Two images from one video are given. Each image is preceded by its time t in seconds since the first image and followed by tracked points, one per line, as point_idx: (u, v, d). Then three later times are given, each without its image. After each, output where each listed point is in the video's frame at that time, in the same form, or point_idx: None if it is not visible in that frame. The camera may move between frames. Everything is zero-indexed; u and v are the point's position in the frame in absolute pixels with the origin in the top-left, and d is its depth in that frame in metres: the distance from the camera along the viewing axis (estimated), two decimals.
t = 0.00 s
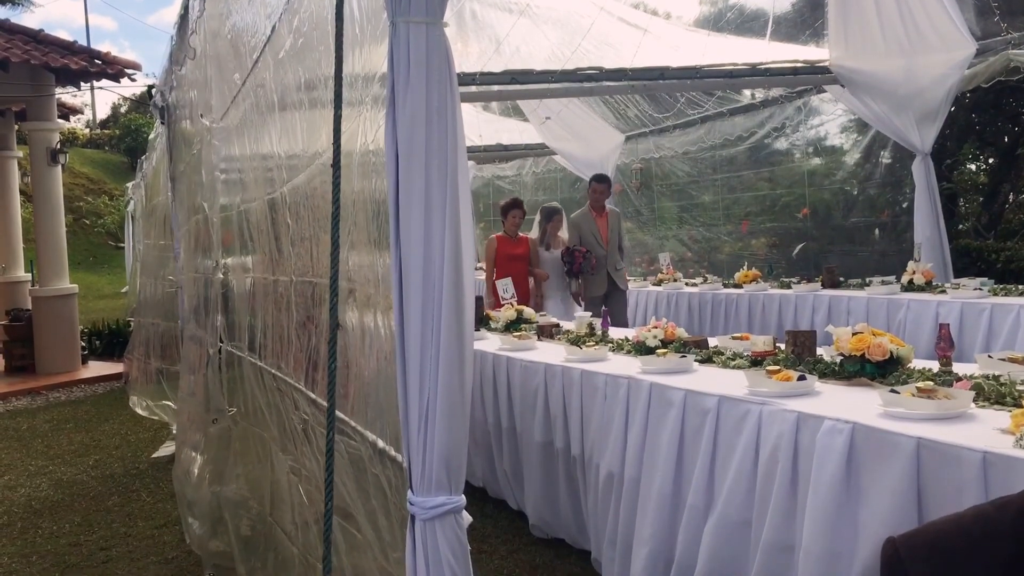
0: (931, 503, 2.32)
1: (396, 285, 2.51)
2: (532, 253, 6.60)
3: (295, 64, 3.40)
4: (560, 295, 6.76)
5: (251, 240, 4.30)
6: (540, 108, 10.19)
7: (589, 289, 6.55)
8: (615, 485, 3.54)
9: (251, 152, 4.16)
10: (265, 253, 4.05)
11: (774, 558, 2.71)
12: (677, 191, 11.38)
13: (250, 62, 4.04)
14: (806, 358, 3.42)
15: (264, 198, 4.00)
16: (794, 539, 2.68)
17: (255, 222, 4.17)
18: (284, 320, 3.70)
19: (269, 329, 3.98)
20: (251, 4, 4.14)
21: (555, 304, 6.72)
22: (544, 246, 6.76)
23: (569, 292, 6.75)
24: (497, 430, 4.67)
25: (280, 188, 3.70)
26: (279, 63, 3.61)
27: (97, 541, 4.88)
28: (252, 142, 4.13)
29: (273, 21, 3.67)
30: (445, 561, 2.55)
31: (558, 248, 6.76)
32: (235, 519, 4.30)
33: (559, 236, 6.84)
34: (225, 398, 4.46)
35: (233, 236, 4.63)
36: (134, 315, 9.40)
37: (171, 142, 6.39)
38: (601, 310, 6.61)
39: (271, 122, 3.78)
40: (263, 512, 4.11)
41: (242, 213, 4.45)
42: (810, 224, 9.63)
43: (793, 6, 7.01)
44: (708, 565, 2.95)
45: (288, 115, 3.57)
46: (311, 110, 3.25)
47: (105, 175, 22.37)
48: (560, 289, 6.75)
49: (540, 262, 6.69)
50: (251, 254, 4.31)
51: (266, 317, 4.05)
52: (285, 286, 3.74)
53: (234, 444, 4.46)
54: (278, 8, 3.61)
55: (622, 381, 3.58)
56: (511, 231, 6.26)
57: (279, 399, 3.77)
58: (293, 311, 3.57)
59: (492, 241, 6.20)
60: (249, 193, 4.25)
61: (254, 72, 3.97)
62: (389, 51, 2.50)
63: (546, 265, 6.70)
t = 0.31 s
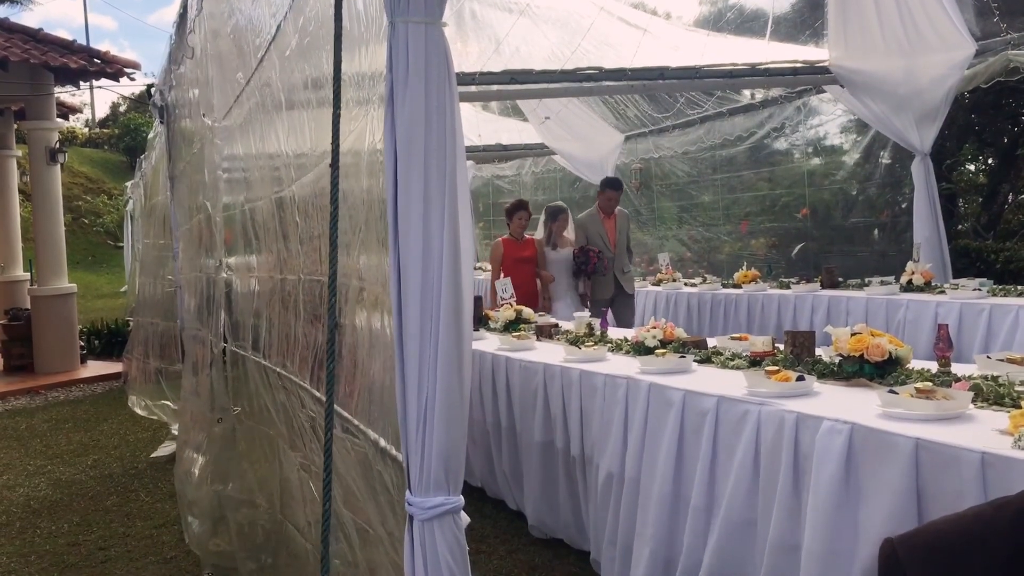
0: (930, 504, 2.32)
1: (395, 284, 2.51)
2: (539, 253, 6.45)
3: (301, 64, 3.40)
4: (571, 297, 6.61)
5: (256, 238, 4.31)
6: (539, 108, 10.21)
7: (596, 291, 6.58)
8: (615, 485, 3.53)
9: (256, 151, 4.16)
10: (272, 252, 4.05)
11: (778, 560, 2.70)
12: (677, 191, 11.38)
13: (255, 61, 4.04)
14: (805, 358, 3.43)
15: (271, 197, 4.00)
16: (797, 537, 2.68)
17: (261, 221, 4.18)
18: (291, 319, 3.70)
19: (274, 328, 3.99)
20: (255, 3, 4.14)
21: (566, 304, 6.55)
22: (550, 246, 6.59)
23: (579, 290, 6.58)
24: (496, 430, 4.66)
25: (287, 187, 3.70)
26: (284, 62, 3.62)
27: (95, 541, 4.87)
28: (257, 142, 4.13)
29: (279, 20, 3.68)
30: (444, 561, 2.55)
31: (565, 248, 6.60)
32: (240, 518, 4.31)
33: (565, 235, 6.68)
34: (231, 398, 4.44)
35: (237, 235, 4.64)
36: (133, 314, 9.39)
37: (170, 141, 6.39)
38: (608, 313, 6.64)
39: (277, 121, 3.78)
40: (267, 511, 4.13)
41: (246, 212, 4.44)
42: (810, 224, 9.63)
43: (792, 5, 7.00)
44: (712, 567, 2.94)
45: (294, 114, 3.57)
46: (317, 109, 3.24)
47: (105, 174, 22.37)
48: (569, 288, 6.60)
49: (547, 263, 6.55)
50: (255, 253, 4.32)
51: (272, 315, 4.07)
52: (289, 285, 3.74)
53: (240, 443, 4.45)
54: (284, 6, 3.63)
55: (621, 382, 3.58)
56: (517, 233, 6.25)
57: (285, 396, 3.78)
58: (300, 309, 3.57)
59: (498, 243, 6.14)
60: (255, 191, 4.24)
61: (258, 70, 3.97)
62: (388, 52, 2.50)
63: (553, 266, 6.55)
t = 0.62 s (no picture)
0: (929, 505, 2.32)
1: (395, 284, 2.52)
2: (542, 252, 6.39)
3: (307, 63, 3.42)
4: (574, 294, 6.58)
5: (263, 238, 4.32)
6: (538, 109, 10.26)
7: (604, 290, 6.44)
8: (614, 486, 3.54)
9: (262, 151, 4.17)
10: (278, 251, 4.06)
11: (781, 560, 2.70)
12: (676, 192, 11.39)
13: (259, 61, 4.05)
14: (803, 359, 3.44)
15: (277, 197, 4.01)
16: (798, 537, 2.68)
17: (269, 221, 4.18)
18: (298, 319, 3.72)
19: (282, 327, 4.01)
20: (260, 3, 4.15)
21: (570, 303, 6.58)
22: (553, 245, 6.51)
23: (583, 288, 6.61)
24: (496, 430, 4.66)
25: (294, 187, 3.71)
26: (290, 62, 3.64)
27: (93, 541, 4.87)
28: (263, 141, 4.14)
29: (282, 20, 3.69)
30: (444, 562, 2.56)
31: (569, 246, 6.53)
32: (240, 517, 4.32)
33: (569, 233, 6.58)
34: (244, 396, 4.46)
35: (242, 236, 4.65)
36: (132, 314, 9.39)
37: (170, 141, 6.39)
38: (616, 312, 6.49)
39: (283, 121, 3.79)
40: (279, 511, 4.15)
41: (252, 211, 4.51)
42: (809, 225, 9.64)
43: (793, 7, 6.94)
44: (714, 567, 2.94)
45: (301, 114, 3.57)
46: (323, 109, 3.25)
47: (103, 174, 22.37)
48: (574, 287, 6.58)
49: (549, 261, 6.49)
50: (263, 253, 4.34)
51: (281, 315, 4.09)
52: (296, 284, 3.76)
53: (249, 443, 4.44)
54: (286, 6, 3.64)
55: (620, 382, 3.59)
56: (520, 231, 6.29)
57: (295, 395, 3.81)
58: (306, 310, 3.58)
59: (503, 241, 6.20)
60: (262, 191, 4.25)
61: (262, 70, 3.98)
62: (388, 52, 2.51)
63: (557, 264, 6.50)
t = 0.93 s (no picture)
0: (925, 508, 2.32)
1: (392, 285, 2.51)
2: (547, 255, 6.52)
3: (308, 64, 3.42)
4: (579, 296, 6.74)
5: (263, 239, 4.30)
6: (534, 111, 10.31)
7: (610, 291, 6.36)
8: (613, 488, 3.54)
9: (264, 151, 4.16)
10: (280, 252, 4.06)
11: (783, 560, 2.69)
12: (674, 194, 11.39)
13: (259, 61, 4.04)
14: (800, 361, 3.43)
15: (279, 198, 4.01)
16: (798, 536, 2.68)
17: (272, 222, 4.16)
18: (301, 320, 3.71)
19: (284, 326, 4.01)
20: (261, 3, 4.16)
21: (574, 305, 6.74)
22: (558, 248, 6.66)
23: (587, 292, 6.72)
24: (493, 433, 4.65)
25: (297, 187, 3.70)
26: (290, 63, 3.64)
27: (89, 541, 4.86)
28: (264, 141, 4.14)
29: (282, 19, 3.69)
30: (440, 563, 2.55)
31: (574, 250, 6.68)
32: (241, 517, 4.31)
33: (574, 237, 6.73)
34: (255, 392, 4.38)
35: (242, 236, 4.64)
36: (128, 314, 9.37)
37: (168, 141, 6.38)
38: (621, 312, 6.42)
39: (284, 122, 3.78)
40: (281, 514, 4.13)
41: (255, 212, 4.41)
42: (806, 228, 9.64)
43: (791, 10, 7.01)
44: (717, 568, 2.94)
45: (303, 114, 3.57)
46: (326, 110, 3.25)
47: (100, 174, 22.35)
48: (578, 290, 6.71)
49: (554, 264, 6.64)
50: (263, 253, 4.33)
51: (284, 314, 4.09)
52: (297, 283, 3.76)
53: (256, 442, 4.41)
54: (287, 6, 3.65)
55: (617, 384, 3.59)
56: (523, 233, 6.23)
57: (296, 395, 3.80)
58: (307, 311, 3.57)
59: (506, 243, 6.14)
60: (263, 191, 4.25)
61: (262, 71, 3.98)
62: (386, 52, 2.51)
63: (561, 267, 6.64)
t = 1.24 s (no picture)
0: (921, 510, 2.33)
1: (390, 287, 2.51)
2: (555, 257, 6.31)
3: (307, 65, 3.43)
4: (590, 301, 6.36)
5: (264, 241, 4.30)
6: (531, 114, 10.37)
7: (618, 298, 6.25)
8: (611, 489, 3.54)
9: (264, 152, 4.16)
10: (279, 252, 4.05)
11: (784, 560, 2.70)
12: (671, 197, 11.41)
13: (259, 62, 4.06)
14: (796, 365, 3.44)
15: (278, 198, 4.01)
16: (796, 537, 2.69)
17: (271, 222, 4.15)
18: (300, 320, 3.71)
19: (284, 324, 4.01)
20: (261, 4, 4.16)
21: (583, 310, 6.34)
22: (569, 249, 6.42)
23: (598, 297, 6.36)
24: (491, 434, 4.64)
25: (296, 188, 3.69)
26: (290, 62, 3.64)
27: (84, 542, 4.85)
28: (264, 142, 4.14)
29: (283, 20, 3.70)
30: (436, 564, 2.55)
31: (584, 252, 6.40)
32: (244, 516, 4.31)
33: (585, 239, 6.51)
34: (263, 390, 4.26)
35: (242, 237, 4.64)
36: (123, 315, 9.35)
37: (165, 142, 6.37)
38: (629, 320, 6.30)
39: (285, 122, 3.78)
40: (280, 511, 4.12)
41: (253, 214, 4.51)
42: (803, 232, 9.65)
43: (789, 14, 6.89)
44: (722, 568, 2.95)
45: (302, 115, 3.57)
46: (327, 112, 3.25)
47: (96, 174, 22.34)
48: (588, 293, 6.35)
49: (564, 267, 6.36)
50: (264, 253, 4.34)
51: (281, 315, 4.09)
52: (297, 281, 3.75)
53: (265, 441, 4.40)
54: (287, 6, 3.66)
55: (614, 386, 3.60)
56: (532, 238, 6.24)
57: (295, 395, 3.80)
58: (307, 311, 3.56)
59: (513, 247, 6.22)
60: (263, 191, 4.24)
61: (262, 71, 3.99)
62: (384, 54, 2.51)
63: (571, 270, 6.35)
